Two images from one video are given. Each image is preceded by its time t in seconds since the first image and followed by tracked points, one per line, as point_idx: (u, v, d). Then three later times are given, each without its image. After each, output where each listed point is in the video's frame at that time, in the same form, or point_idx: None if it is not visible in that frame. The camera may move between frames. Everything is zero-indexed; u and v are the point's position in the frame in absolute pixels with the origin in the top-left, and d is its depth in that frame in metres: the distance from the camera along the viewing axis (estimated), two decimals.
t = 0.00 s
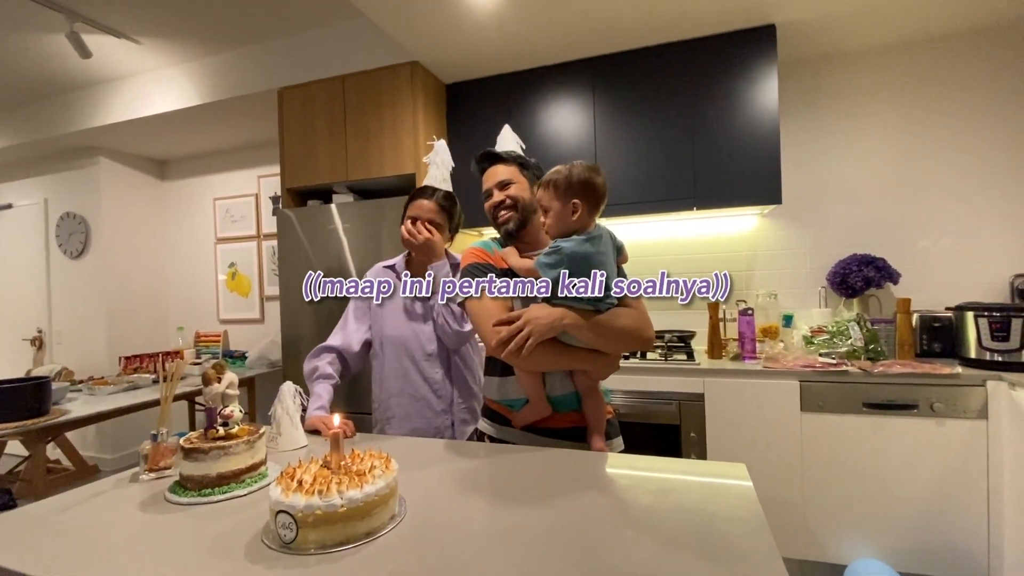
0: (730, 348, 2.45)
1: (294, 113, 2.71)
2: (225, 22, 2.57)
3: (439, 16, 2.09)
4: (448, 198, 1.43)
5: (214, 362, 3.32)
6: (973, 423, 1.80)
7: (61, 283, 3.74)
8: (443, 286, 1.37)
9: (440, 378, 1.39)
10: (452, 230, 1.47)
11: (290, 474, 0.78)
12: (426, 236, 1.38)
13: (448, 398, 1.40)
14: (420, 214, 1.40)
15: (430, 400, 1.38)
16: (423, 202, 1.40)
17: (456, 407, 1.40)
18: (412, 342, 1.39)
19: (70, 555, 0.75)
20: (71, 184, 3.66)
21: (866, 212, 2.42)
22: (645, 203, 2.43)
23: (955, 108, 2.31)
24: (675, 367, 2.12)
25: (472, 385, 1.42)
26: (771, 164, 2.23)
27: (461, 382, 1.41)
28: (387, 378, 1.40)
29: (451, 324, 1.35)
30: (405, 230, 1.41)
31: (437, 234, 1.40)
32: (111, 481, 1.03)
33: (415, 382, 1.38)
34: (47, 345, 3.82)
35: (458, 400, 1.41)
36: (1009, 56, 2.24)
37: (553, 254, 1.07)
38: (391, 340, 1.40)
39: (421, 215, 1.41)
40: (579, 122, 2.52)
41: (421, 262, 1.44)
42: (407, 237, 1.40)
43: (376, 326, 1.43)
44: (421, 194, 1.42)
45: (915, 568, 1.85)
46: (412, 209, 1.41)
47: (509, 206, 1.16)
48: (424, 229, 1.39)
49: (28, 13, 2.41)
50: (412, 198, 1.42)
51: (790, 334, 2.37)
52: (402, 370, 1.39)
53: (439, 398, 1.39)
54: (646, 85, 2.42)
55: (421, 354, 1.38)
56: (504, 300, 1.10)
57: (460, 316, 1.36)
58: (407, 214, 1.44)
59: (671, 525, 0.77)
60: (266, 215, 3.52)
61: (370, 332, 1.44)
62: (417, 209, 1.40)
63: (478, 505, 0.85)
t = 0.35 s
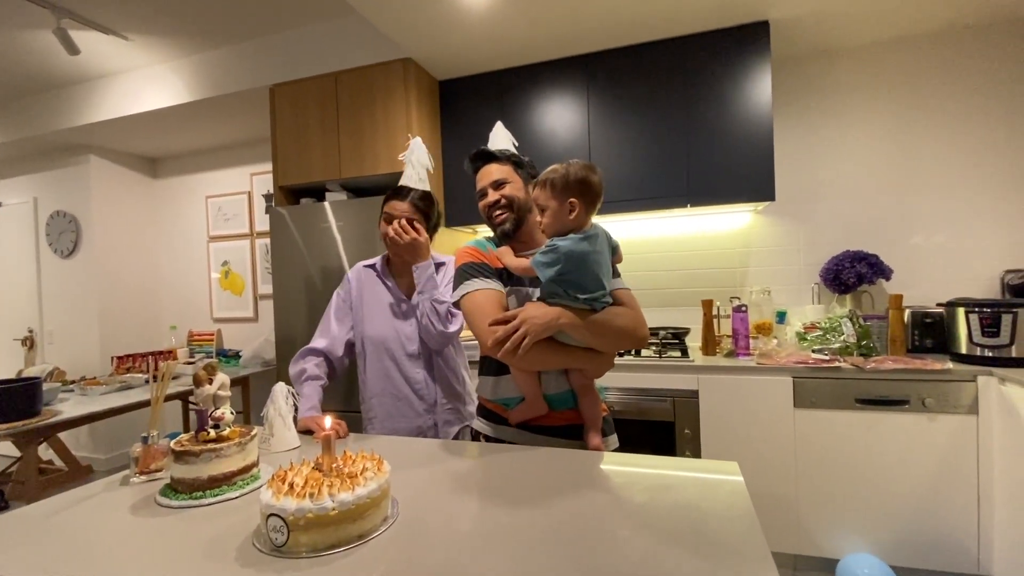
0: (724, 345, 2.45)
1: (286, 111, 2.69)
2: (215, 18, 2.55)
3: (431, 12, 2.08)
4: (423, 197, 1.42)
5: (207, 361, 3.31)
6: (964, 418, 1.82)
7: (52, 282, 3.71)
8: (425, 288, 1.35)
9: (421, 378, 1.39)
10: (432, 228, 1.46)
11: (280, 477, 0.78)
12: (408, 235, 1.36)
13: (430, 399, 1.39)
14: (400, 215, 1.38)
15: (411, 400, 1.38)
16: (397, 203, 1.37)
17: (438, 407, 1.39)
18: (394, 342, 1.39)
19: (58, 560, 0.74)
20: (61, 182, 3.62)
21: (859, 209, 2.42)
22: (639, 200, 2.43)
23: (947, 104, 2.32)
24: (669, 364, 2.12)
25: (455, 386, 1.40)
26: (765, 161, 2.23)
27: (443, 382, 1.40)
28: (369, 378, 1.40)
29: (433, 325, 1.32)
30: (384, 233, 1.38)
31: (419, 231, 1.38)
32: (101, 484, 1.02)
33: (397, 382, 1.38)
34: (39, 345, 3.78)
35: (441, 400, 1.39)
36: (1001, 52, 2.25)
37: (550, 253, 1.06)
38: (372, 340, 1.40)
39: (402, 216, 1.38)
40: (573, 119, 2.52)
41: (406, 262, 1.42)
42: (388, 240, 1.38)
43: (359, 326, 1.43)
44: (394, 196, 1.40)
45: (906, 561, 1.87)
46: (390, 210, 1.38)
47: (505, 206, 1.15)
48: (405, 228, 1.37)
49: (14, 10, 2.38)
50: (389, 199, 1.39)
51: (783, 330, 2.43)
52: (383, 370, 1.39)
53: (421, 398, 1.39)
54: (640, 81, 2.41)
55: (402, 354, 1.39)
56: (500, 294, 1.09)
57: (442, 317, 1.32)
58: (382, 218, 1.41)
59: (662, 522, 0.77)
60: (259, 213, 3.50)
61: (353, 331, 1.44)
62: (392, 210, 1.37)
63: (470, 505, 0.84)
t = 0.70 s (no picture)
0: (717, 338, 2.45)
1: (275, 104, 2.65)
2: (202, 9, 2.50)
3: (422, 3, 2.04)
4: (392, 187, 1.40)
5: (199, 358, 3.27)
6: (957, 410, 1.82)
7: (40, 279, 3.66)
8: (406, 281, 1.33)
9: (402, 373, 1.37)
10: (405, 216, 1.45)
11: (265, 476, 0.77)
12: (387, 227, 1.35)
13: (412, 394, 1.38)
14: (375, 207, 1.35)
15: (391, 395, 1.37)
16: (368, 197, 1.35)
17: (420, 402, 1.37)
18: (374, 337, 1.37)
19: (34, 563, 0.72)
20: (48, 177, 3.57)
21: (853, 202, 2.42)
22: (633, 193, 2.41)
23: (941, 96, 2.31)
24: (663, 358, 2.11)
25: (438, 381, 1.38)
26: (759, 154, 2.22)
27: (425, 377, 1.38)
28: (349, 375, 1.39)
29: (416, 320, 1.30)
30: (361, 230, 1.35)
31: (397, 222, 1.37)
32: (83, 485, 1.00)
33: (377, 377, 1.37)
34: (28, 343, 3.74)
35: (423, 396, 1.37)
36: (995, 43, 2.24)
37: (542, 246, 1.04)
38: (352, 335, 1.38)
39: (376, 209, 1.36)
40: (566, 112, 2.49)
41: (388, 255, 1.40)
42: (368, 236, 1.35)
43: (338, 322, 1.41)
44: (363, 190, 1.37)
45: (900, 552, 1.88)
46: (363, 204, 1.35)
47: (499, 196, 1.14)
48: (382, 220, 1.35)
49: None
50: (361, 193, 1.36)
51: (777, 324, 2.35)
52: (363, 366, 1.37)
53: (402, 393, 1.38)
54: (634, 74, 2.39)
55: (383, 350, 1.37)
56: (493, 286, 1.08)
57: (425, 312, 1.31)
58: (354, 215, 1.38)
59: (655, 518, 0.76)
60: (250, 208, 3.46)
61: (332, 326, 1.42)
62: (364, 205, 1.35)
63: (459, 503, 0.83)
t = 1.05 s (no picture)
0: (710, 334, 2.44)
1: (264, 98, 2.62)
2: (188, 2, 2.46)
3: None
4: (374, 180, 1.40)
5: (190, 355, 3.25)
6: (948, 404, 1.82)
7: (28, 276, 3.62)
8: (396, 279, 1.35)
9: (383, 371, 1.36)
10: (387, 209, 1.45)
11: (246, 479, 0.75)
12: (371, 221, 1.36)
13: (393, 393, 1.37)
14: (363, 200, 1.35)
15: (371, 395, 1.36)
16: (351, 190, 1.34)
17: (401, 401, 1.37)
18: (355, 336, 1.36)
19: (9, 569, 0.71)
20: (35, 172, 3.52)
21: (846, 196, 2.41)
22: (626, 188, 2.40)
23: (934, 90, 2.30)
24: (656, 354, 2.11)
25: (420, 379, 1.39)
26: (753, 148, 2.21)
27: (406, 376, 1.38)
28: (328, 374, 1.36)
29: (408, 317, 1.31)
30: (343, 223, 1.34)
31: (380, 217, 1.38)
32: (64, 487, 0.99)
33: (357, 376, 1.36)
34: (17, 341, 3.70)
35: (404, 395, 1.37)
36: (988, 38, 2.23)
37: (529, 239, 1.03)
38: (332, 332, 1.36)
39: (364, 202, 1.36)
40: (559, 106, 2.47)
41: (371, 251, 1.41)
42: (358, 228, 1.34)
43: (317, 320, 1.38)
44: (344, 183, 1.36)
45: (891, 546, 1.88)
46: (350, 197, 1.34)
47: (490, 188, 1.11)
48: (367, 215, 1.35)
49: None
50: (347, 187, 1.35)
51: (770, 319, 2.40)
52: (343, 364, 1.35)
53: (382, 392, 1.37)
54: (626, 67, 2.37)
55: (363, 348, 1.36)
56: (481, 283, 1.06)
57: (418, 309, 1.31)
58: (335, 207, 1.36)
59: (644, 516, 0.76)
60: (240, 204, 3.42)
61: (311, 324, 1.40)
62: (347, 198, 1.34)
63: (445, 503, 0.82)
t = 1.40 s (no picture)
0: (705, 330, 2.44)
1: (255, 94, 2.59)
2: None
3: None
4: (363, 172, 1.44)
5: (184, 353, 3.23)
6: (941, 400, 1.82)
7: (20, 274, 3.59)
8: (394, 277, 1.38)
9: (372, 369, 1.36)
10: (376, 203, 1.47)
11: (230, 480, 0.74)
12: (360, 209, 1.38)
13: (380, 391, 1.37)
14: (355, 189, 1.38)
15: (359, 393, 1.35)
16: (340, 178, 1.36)
17: (389, 399, 1.37)
18: (344, 334, 1.35)
19: None
20: (25, 170, 3.49)
21: (840, 192, 2.41)
22: (620, 184, 2.39)
23: (928, 85, 2.30)
24: (650, 350, 2.10)
25: (409, 378, 1.39)
26: (746, 144, 2.20)
27: (395, 374, 1.38)
28: (315, 372, 1.35)
29: (411, 314, 1.35)
30: (332, 211, 1.36)
31: (368, 206, 1.41)
32: (50, 488, 0.98)
33: (345, 373, 1.35)
34: (8, 340, 3.67)
35: (393, 393, 1.37)
36: (982, 33, 2.23)
37: (519, 235, 1.03)
38: (320, 329, 1.35)
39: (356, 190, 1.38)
40: (553, 101, 2.46)
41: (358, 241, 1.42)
42: (350, 215, 1.36)
43: (305, 317, 1.37)
44: (333, 172, 1.38)
45: (883, 541, 1.89)
46: (342, 185, 1.36)
47: (474, 186, 1.11)
48: (356, 203, 1.37)
49: None
50: (337, 176, 1.37)
51: (763, 314, 2.36)
52: (331, 361, 1.34)
53: (370, 391, 1.36)
54: (620, 62, 2.35)
55: (353, 346, 1.35)
56: (466, 281, 1.05)
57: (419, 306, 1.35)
58: (324, 196, 1.38)
59: (630, 513, 0.75)
60: (233, 201, 3.40)
61: (299, 321, 1.38)
62: (336, 185, 1.36)
63: (431, 503, 0.81)
